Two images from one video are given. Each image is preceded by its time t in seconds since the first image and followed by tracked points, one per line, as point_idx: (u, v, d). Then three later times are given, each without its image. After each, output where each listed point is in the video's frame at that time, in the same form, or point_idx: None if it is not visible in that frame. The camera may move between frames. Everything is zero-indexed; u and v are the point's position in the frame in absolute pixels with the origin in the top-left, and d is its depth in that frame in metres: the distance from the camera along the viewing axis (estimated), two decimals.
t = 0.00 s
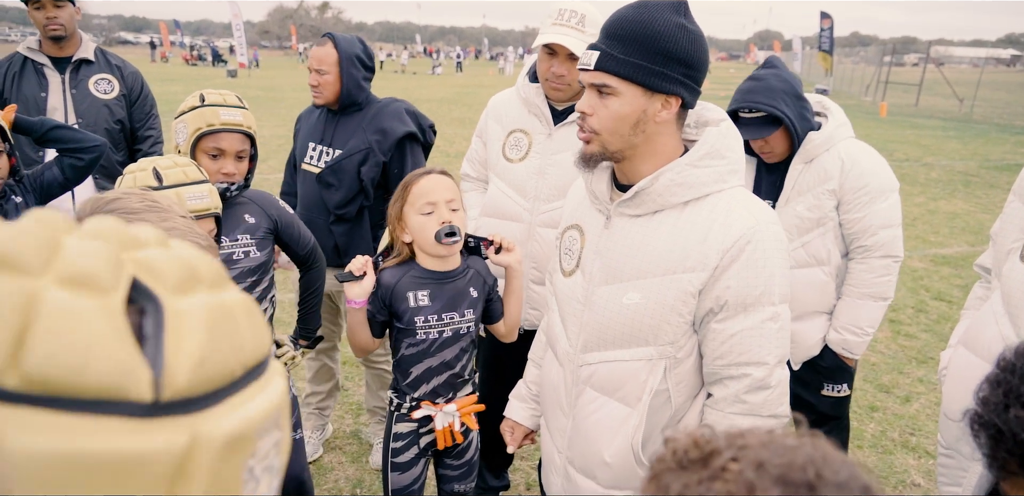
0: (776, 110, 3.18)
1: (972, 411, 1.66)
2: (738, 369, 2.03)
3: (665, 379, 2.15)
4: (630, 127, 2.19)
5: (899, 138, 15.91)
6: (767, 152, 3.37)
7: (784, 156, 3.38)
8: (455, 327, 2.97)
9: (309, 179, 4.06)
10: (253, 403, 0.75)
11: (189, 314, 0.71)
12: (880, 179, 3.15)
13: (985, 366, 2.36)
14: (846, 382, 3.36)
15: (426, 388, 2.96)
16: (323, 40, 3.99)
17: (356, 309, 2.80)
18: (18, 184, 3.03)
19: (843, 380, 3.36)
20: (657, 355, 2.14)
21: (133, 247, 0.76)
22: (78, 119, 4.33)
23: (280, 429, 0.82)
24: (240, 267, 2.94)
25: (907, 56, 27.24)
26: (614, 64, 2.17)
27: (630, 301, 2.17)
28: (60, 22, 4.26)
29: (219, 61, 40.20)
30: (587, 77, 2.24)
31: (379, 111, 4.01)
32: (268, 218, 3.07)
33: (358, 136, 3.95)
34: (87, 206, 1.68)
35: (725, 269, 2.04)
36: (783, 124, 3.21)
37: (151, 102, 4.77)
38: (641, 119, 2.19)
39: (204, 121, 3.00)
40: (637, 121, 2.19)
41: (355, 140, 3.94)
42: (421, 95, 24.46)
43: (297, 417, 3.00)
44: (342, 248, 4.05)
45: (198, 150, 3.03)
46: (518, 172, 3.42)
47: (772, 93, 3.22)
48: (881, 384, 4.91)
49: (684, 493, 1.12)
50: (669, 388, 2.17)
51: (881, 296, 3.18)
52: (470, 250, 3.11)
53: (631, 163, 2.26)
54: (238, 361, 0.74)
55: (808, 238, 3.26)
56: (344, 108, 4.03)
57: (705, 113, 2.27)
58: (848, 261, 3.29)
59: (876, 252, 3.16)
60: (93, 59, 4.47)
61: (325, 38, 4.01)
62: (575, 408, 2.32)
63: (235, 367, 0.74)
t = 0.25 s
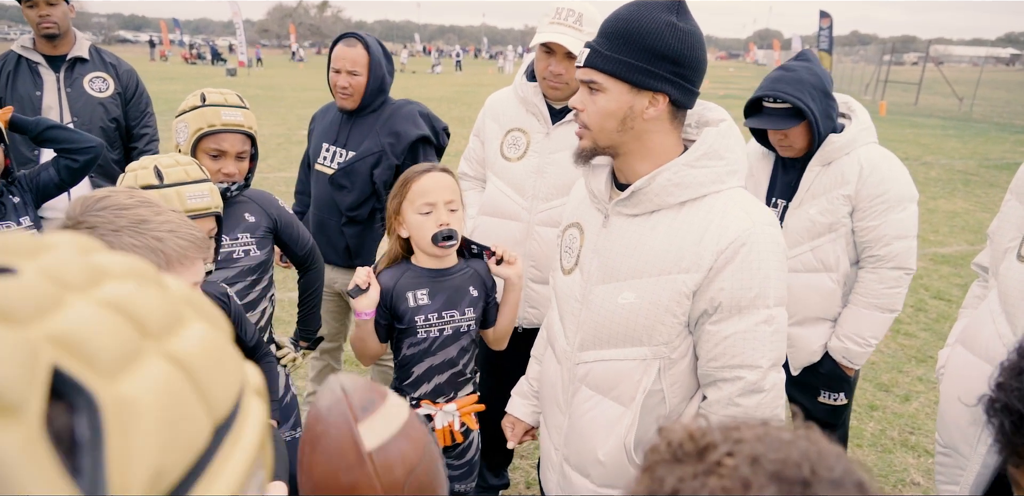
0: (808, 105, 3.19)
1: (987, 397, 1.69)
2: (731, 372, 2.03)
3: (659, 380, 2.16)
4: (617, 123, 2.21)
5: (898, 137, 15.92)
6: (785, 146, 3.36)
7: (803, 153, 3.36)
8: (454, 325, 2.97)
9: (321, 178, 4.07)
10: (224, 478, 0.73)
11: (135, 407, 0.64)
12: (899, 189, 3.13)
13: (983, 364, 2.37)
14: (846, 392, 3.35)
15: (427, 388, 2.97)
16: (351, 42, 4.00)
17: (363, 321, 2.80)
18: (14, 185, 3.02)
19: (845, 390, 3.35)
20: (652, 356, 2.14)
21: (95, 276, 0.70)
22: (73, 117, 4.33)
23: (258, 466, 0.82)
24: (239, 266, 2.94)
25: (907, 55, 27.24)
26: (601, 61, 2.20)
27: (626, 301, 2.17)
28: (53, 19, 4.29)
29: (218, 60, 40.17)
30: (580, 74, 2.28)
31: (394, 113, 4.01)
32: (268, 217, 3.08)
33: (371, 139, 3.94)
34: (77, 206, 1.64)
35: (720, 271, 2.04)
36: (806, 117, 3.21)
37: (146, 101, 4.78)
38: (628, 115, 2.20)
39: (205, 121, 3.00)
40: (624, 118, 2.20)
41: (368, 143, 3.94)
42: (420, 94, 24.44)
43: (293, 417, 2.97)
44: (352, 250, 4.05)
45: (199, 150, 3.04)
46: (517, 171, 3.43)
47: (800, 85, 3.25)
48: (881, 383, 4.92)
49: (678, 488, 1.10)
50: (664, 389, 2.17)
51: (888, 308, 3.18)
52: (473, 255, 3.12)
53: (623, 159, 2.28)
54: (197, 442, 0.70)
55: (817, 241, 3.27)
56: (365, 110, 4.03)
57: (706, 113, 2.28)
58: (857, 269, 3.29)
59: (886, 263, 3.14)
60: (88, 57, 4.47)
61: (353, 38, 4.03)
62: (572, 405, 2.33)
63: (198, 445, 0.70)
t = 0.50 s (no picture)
0: (836, 103, 3.20)
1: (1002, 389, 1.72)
2: (728, 374, 2.02)
3: (657, 380, 2.16)
4: (617, 123, 2.21)
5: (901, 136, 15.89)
6: (807, 144, 3.37)
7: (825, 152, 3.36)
8: (460, 328, 2.97)
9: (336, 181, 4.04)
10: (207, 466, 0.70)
11: (114, 447, 0.55)
12: (920, 197, 3.10)
13: (984, 364, 2.37)
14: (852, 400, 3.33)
15: (430, 389, 2.97)
16: (370, 43, 4.00)
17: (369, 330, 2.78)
18: (16, 186, 3.04)
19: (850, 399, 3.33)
20: (649, 356, 2.14)
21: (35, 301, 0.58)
22: (70, 117, 4.34)
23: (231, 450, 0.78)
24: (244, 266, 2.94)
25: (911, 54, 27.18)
26: (600, 61, 2.20)
27: (624, 301, 2.18)
28: (48, 21, 4.29)
29: (221, 61, 40.25)
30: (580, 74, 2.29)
31: (409, 115, 4.03)
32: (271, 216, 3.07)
33: (387, 140, 3.95)
34: (75, 208, 1.66)
35: (717, 272, 2.03)
36: (831, 115, 3.23)
37: (143, 100, 4.79)
38: (626, 115, 2.20)
39: (209, 124, 3.00)
40: (623, 117, 2.20)
41: (384, 144, 3.94)
42: (422, 94, 24.46)
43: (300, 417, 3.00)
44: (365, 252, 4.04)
45: (203, 151, 3.03)
46: (517, 171, 3.43)
47: (829, 82, 3.26)
48: (884, 382, 4.91)
49: (686, 473, 1.11)
50: (662, 390, 2.16)
51: (898, 318, 3.15)
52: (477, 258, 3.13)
53: (623, 159, 2.29)
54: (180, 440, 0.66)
55: (831, 246, 3.26)
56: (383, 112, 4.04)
57: (710, 113, 2.27)
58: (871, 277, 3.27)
59: (902, 273, 3.11)
60: (84, 58, 4.49)
61: (371, 40, 4.02)
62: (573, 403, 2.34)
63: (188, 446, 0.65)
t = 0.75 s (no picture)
0: (859, 103, 3.21)
1: None
2: (738, 374, 2.01)
3: (664, 379, 2.16)
4: (628, 125, 2.21)
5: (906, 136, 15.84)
6: (827, 142, 3.37)
7: (844, 151, 3.36)
8: (464, 328, 2.98)
9: (348, 181, 4.03)
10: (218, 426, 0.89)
11: (177, 364, 0.81)
12: (938, 202, 3.10)
13: (988, 363, 2.36)
14: (860, 405, 3.36)
15: (435, 388, 2.98)
16: (380, 44, 3.99)
17: (366, 319, 2.80)
18: (20, 189, 3.07)
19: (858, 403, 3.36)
20: (655, 355, 2.15)
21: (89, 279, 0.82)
22: (66, 117, 4.36)
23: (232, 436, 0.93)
24: (248, 265, 2.97)
25: (915, 53, 27.10)
26: (611, 64, 2.20)
27: (631, 300, 2.18)
28: (41, 22, 4.32)
29: (225, 61, 40.36)
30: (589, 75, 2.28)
31: (420, 113, 4.05)
32: (274, 215, 3.09)
33: (398, 139, 3.97)
34: (77, 211, 1.64)
35: (724, 270, 2.03)
36: (853, 114, 3.23)
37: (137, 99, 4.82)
38: (638, 117, 2.20)
39: (213, 125, 3.02)
40: (635, 120, 2.21)
41: (395, 144, 3.96)
42: (425, 93, 24.49)
43: (303, 417, 3.00)
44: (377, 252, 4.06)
45: (207, 153, 3.05)
46: (520, 171, 3.44)
47: (854, 80, 3.26)
48: (889, 383, 4.91)
49: (731, 477, 1.12)
50: (670, 390, 2.17)
51: (911, 325, 3.14)
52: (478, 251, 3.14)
53: (632, 161, 2.29)
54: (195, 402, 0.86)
55: (845, 248, 3.25)
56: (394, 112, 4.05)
57: (719, 113, 2.27)
58: (885, 281, 3.26)
59: (915, 278, 3.12)
60: (79, 57, 4.52)
61: (381, 40, 4.01)
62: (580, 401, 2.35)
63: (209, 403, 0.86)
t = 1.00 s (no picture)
0: (873, 101, 3.21)
1: None
2: (736, 367, 2.00)
3: (674, 377, 2.18)
4: (651, 136, 2.21)
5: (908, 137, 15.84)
6: (838, 141, 3.36)
7: (856, 150, 3.37)
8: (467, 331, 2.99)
9: (354, 182, 4.03)
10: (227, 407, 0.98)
11: (189, 332, 0.93)
12: (948, 204, 3.10)
13: (991, 364, 2.36)
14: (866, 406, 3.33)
15: (438, 389, 2.99)
16: (381, 43, 4.00)
17: (367, 316, 2.84)
18: (24, 189, 3.08)
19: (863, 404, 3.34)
20: (665, 353, 2.16)
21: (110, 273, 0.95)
22: (60, 116, 4.38)
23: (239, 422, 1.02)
24: (250, 266, 2.97)
25: (917, 54, 27.08)
26: (631, 78, 2.17)
27: (641, 298, 2.19)
28: (33, 24, 4.30)
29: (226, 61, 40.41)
30: (602, 92, 2.25)
31: (423, 111, 4.09)
32: (276, 216, 3.10)
33: (404, 138, 4.00)
34: (70, 214, 1.62)
35: (734, 267, 2.05)
36: (866, 113, 3.24)
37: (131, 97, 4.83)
38: (661, 127, 2.21)
39: (216, 127, 3.03)
40: (658, 130, 2.21)
41: (400, 142, 3.99)
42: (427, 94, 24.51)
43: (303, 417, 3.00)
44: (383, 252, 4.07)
45: (209, 155, 3.06)
46: (523, 172, 3.44)
47: (869, 79, 3.27)
48: (891, 384, 4.91)
49: (746, 482, 1.12)
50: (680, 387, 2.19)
51: (918, 328, 3.15)
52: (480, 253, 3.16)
53: (651, 168, 2.30)
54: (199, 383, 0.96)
55: (853, 248, 3.25)
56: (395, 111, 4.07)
57: (730, 113, 2.25)
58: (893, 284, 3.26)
59: (923, 281, 3.12)
60: (71, 57, 4.52)
61: (382, 41, 4.01)
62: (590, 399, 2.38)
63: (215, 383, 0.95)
